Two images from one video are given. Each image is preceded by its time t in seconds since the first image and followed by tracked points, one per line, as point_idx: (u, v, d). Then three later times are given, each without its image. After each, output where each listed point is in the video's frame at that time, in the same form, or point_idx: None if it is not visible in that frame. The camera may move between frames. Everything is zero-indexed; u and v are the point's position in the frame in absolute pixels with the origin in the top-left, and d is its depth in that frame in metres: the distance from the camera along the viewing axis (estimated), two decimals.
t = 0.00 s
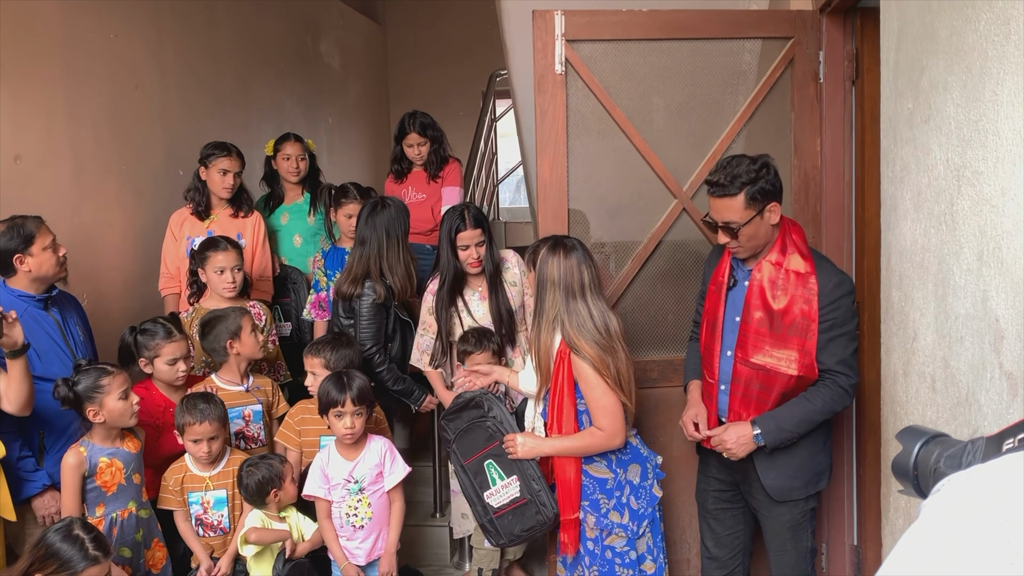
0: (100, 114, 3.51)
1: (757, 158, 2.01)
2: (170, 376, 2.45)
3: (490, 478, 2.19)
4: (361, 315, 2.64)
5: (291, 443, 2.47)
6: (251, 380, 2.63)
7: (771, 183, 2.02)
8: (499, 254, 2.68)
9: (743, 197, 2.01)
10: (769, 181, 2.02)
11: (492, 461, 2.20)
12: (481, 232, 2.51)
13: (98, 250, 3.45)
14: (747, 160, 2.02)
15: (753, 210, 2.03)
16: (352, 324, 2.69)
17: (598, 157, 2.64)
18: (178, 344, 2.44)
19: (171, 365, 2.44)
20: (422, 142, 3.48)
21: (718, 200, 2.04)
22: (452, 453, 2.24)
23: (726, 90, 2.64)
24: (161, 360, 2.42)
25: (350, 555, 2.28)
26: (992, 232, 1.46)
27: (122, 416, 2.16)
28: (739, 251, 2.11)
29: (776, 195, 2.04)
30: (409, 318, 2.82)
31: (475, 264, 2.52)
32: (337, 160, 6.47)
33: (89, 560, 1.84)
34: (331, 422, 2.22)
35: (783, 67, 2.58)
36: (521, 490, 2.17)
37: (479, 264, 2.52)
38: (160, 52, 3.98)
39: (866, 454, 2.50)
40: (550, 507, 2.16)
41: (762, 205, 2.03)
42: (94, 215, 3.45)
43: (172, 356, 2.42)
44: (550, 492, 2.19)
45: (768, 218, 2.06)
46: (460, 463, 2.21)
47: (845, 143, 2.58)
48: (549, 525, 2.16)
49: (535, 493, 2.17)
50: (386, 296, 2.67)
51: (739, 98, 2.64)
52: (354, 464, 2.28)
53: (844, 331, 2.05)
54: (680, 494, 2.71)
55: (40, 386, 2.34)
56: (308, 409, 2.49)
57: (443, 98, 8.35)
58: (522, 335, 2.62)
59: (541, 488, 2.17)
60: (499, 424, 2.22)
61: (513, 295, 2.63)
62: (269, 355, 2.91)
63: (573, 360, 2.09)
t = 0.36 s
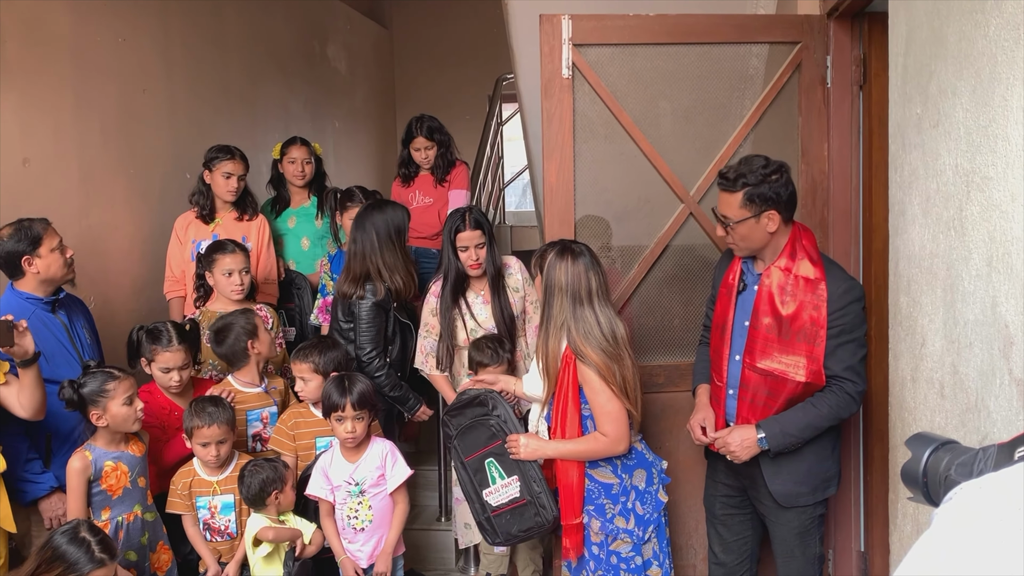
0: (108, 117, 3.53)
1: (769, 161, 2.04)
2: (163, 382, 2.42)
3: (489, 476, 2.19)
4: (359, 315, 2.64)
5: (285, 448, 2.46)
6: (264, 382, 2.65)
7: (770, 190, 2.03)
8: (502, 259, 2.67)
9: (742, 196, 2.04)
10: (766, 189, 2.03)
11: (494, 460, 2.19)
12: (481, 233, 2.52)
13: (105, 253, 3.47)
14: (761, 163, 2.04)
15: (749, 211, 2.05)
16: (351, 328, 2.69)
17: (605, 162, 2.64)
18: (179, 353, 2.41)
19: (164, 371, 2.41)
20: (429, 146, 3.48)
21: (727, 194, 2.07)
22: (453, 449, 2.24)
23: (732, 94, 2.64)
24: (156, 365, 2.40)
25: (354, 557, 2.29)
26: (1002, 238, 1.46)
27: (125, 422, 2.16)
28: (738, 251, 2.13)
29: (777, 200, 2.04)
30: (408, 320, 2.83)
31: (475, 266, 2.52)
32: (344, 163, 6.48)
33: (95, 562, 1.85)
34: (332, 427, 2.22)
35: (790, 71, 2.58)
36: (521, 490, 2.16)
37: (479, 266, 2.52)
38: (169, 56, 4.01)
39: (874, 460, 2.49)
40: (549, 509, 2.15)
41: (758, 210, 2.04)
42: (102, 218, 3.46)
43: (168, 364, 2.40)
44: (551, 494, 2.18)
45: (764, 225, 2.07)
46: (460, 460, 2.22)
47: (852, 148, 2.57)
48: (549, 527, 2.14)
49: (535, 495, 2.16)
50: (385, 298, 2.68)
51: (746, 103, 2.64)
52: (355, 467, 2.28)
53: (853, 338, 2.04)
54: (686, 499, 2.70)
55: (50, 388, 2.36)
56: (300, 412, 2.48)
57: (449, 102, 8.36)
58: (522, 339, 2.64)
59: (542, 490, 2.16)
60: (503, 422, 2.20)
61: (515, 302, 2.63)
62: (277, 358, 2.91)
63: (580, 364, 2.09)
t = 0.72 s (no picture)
0: (111, 118, 3.53)
1: (774, 161, 2.06)
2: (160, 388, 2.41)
3: (491, 473, 2.19)
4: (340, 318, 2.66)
5: (299, 446, 2.46)
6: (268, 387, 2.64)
7: (765, 188, 2.05)
8: (497, 260, 2.67)
9: (740, 185, 2.09)
10: (760, 186, 2.06)
11: (495, 457, 2.18)
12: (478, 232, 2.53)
13: (108, 253, 3.47)
14: (767, 162, 2.06)
15: (744, 204, 2.08)
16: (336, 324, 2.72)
17: (608, 163, 2.64)
18: (176, 361, 2.39)
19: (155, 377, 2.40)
20: (432, 146, 3.46)
21: (731, 182, 2.13)
22: (456, 444, 2.23)
23: (736, 95, 2.63)
24: (152, 370, 2.38)
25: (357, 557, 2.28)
26: (1008, 239, 1.45)
27: (125, 422, 2.14)
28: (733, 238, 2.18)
29: (772, 199, 2.06)
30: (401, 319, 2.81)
31: (469, 261, 2.52)
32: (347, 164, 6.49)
33: (97, 562, 1.84)
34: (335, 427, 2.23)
35: (794, 73, 2.57)
36: (521, 488, 2.16)
37: (473, 262, 2.52)
38: (172, 57, 4.01)
39: (877, 461, 2.48)
40: (548, 509, 2.15)
41: (750, 204, 2.08)
42: (105, 218, 3.46)
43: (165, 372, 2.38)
44: (550, 494, 2.18)
45: (755, 221, 2.09)
46: (464, 455, 2.21)
47: (856, 149, 2.57)
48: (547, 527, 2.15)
49: (535, 494, 2.16)
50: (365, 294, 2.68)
51: (749, 104, 2.63)
52: (357, 467, 2.28)
53: (856, 340, 2.03)
54: (689, 501, 2.70)
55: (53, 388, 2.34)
56: (313, 410, 2.48)
57: (452, 103, 8.36)
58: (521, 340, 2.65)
59: (542, 489, 2.16)
60: (506, 419, 2.19)
61: (512, 301, 2.64)
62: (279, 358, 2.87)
63: (581, 366, 2.09)
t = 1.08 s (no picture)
0: (109, 119, 3.53)
1: (774, 162, 2.06)
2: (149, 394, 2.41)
3: (490, 470, 2.18)
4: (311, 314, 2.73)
5: (300, 451, 2.44)
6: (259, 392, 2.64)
7: (764, 188, 2.06)
8: (507, 262, 2.66)
9: (739, 184, 2.10)
10: (759, 186, 2.06)
11: (494, 454, 2.18)
12: (484, 229, 2.53)
13: (105, 255, 3.46)
14: (767, 163, 2.07)
15: (743, 202, 2.09)
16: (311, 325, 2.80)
17: (607, 164, 2.64)
18: (164, 367, 2.39)
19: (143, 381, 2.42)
20: (429, 149, 3.46)
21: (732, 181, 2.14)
22: (457, 440, 2.23)
23: (734, 97, 2.64)
24: (142, 376, 2.38)
25: (356, 557, 2.27)
26: (1005, 241, 1.45)
27: (102, 427, 2.12)
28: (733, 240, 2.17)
29: (769, 200, 2.06)
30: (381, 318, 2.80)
31: (472, 256, 2.53)
32: (345, 166, 6.49)
33: (94, 566, 1.83)
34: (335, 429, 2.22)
35: (792, 75, 2.58)
36: (518, 486, 2.15)
37: (477, 257, 2.53)
38: (170, 58, 4.01)
39: (875, 463, 2.48)
40: (544, 508, 2.14)
41: (748, 202, 2.08)
42: (102, 219, 3.46)
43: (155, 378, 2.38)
44: (546, 493, 2.17)
45: (752, 219, 2.10)
46: (464, 452, 2.21)
47: (854, 151, 2.58)
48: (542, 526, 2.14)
49: (531, 492, 2.15)
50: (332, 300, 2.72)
51: (747, 106, 2.64)
52: (358, 468, 2.27)
53: (852, 342, 2.03)
54: (687, 503, 2.70)
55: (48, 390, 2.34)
56: (310, 413, 2.48)
57: (450, 105, 8.37)
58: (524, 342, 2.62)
59: (538, 488, 2.14)
60: (505, 418, 2.20)
61: (519, 304, 2.62)
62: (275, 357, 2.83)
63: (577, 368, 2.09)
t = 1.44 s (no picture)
0: (104, 124, 3.53)
1: (771, 164, 2.08)
2: (167, 389, 2.43)
3: (488, 468, 2.17)
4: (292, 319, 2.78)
5: (293, 457, 2.45)
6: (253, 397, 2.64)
7: (760, 191, 2.07)
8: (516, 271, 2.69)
9: (736, 186, 2.11)
10: (755, 189, 2.08)
11: (490, 454, 2.17)
12: (492, 229, 2.55)
13: (101, 259, 3.46)
14: (764, 166, 2.08)
15: (740, 204, 2.10)
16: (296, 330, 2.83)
17: (602, 168, 2.65)
18: (173, 355, 2.44)
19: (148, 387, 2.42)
20: (424, 145, 3.46)
21: (729, 182, 2.15)
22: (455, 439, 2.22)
23: (728, 101, 2.65)
24: (160, 372, 2.41)
25: (348, 559, 2.28)
26: (995, 244, 1.46)
27: (84, 430, 2.13)
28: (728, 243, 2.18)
29: (765, 202, 2.07)
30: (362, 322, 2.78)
31: (473, 253, 2.54)
32: (341, 170, 6.50)
33: (91, 570, 1.83)
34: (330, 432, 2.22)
35: (786, 78, 2.59)
36: (513, 486, 2.15)
37: (476, 254, 2.54)
38: (166, 62, 4.02)
39: (869, 465, 2.49)
40: (535, 508, 2.15)
41: (744, 205, 2.09)
42: (98, 223, 3.46)
43: (170, 367, 2.43)
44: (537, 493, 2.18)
45: (749, 222, 2.11)
46: (462, 450, 2.19)
47: (847, 154, 2.59)
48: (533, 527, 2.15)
49: (523, 492, 2.15)
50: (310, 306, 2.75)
51: (741, 110, 2.65)
52: (353, 471, 2.27)
53: (846, 344, 2.05)
54: (682, 505, 2.70)
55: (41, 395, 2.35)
56: (302, 418, 2.48)
57: (446, 109, 8.38)
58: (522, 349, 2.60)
59: (529, 488, 2.15)
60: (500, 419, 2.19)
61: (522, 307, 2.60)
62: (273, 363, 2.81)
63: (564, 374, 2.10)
